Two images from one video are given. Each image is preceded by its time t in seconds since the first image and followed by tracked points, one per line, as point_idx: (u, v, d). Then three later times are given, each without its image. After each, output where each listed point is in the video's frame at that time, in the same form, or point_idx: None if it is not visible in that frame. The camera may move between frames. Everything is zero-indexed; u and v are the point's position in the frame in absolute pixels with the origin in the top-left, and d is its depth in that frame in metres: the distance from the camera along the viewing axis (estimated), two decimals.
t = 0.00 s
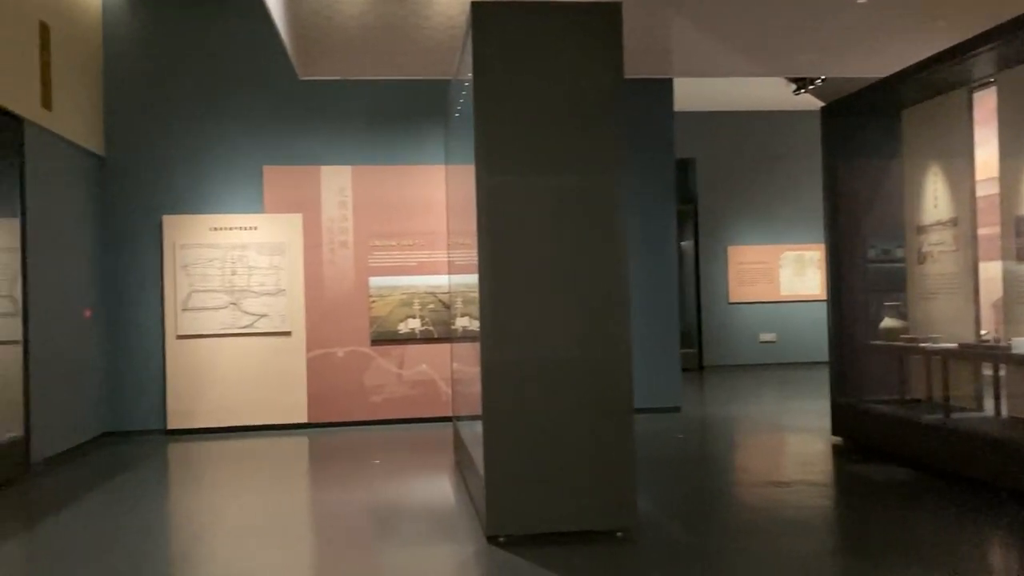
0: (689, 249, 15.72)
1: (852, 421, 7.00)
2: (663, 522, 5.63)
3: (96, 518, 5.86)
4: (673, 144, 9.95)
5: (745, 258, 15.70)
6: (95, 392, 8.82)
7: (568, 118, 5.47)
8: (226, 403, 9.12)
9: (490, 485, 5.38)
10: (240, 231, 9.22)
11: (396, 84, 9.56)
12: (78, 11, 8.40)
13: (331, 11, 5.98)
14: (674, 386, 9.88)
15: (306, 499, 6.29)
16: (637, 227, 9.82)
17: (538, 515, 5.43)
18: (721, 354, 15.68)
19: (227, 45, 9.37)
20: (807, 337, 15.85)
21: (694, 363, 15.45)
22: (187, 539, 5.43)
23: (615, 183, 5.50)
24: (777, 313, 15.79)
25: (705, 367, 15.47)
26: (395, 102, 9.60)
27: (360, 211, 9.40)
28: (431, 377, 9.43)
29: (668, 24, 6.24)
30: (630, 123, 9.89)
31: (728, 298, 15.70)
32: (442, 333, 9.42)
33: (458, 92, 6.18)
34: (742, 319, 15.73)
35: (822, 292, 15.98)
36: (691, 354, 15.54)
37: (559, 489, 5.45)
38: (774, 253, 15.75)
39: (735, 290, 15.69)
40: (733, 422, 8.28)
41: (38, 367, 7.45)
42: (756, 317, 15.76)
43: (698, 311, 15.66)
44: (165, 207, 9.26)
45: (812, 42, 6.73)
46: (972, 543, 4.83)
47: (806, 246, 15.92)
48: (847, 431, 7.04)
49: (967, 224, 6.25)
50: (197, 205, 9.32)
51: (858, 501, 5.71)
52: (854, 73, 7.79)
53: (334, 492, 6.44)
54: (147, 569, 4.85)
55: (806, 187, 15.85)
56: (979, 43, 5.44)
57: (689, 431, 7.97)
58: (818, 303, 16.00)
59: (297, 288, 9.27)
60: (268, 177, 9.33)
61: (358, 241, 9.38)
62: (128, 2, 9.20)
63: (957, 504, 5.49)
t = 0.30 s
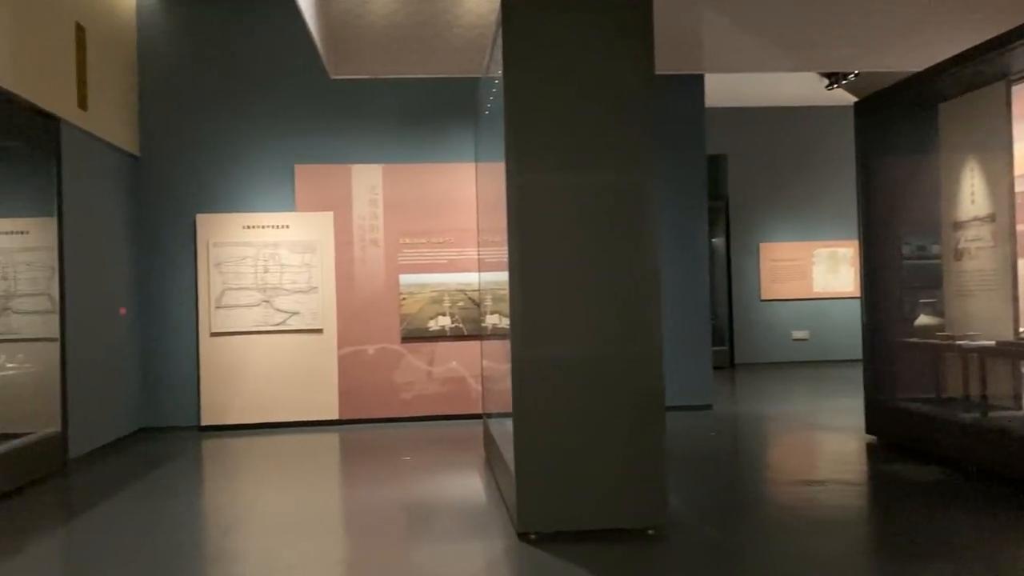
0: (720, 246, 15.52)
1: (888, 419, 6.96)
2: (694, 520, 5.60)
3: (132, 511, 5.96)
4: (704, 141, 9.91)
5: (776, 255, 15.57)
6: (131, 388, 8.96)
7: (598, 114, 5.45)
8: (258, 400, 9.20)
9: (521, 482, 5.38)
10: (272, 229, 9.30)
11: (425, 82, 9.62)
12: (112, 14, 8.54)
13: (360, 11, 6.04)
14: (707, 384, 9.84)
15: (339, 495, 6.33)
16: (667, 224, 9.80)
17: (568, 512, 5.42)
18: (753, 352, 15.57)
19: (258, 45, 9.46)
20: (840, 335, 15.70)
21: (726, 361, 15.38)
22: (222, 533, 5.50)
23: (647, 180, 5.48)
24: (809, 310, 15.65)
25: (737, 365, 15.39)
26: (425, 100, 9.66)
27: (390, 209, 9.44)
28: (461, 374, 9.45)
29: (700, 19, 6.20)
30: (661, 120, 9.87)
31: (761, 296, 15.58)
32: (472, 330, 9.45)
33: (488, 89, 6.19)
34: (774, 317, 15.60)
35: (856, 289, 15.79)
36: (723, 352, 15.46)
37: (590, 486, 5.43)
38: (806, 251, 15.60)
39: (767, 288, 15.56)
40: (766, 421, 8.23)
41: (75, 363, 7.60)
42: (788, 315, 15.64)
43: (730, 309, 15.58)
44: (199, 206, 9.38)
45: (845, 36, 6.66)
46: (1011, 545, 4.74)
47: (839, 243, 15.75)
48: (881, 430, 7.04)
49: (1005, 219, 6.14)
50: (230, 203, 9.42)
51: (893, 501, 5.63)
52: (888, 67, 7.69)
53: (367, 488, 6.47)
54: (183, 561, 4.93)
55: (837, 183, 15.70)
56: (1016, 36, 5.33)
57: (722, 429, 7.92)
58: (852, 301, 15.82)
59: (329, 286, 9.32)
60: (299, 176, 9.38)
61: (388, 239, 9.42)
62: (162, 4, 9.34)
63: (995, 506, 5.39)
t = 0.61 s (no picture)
0: (752, 244, 15.51)
1: (923, 417, 6.89)
2: (727, 518, 5.55)
3: (168, 505, 6.06)
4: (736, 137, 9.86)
5: (810, 252, 15.43)
6: (165, 384, 9.09)
7: (630, 111, 5.42)
8: (290, 397, 9.28)
9: (552, 478, 5.38)
10: (304, 228, 9.37)
11: (455, 78, 9.65)
12: (148, 16, 8.70)
13: (392, 9, 6.06)
14: (741, 382, 9.79)
15: (370, 491, 6.38)
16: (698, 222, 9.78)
17: (600, 509, 5.40)
18: (786, 351, 15.45)
19: (289, 45, 9.54)
20: (875, 333, 15.53)
21: (758, 359, 15.27)
22: (256, 526, 5.57)
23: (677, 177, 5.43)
24: (843, 308, 15.50)
25: (769, 363, 15.27)
26: (454, 97, 9.68)
27: (421, 207, 9.47)
28: (491, 371, 9.47)
29: (732, 15, 6.15)
30: (692, 117, 9.84)
31: (795, 294, 15.44)
32: (502, 327, 9.44)
33: (518, 86, 6.19)
34: (807, 314, 15.47)
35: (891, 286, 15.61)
36: (755, 350, 15.35)
37: (620, 483, 5.41)
38: (840, 248, 15.45)
39: (801, 285, 15.43)
40: (800, 419, 8.17)
41: (112, 360, 7.72)
42: (820, 313, 15.51)
43: (762, 307, 15.47)
44: (232, 204, 9.48)
45: (879, 30, 6.58)
46: None
47: (873, 240, 15.57)
48: (918, 428, 6.97)
49: None
50: (262, 202, 9.52)
51: (928, 501, 5.56)
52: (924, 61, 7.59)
53: (397, 484, 6.51)
54: (218, 554, 5.01)
55: (869, 179, 15.53)
56: None
57: (754, 428, 7.87)
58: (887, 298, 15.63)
59: (359, 284, 9.37)
60: (330, 175, 9.44)
61: (419, 237, 9.46)
62: (195, 5, 9.45)
63: None
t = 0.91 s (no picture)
0: (784, 241, 15.36)
1: (961, 417, 6.75)
2: (760, 518, 5.51)
3: (203, 500, 6.14)
4: (768, 134, 9.83)
5: (843, 249, 15.30)
6: (199, 381, 9.19)
7: (661, 108, 5.38)
8: (322, 393, 9.35)
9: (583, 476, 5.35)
10: (334, 226, 9.42)
11: (484, 76, 9.64)
12: (181, 17, 8.81)
13: (422, 8, 6.08)
14: (772, 381, 9.76)
15: (402, 487, 6.41)
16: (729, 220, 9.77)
17: (631, 507, 5.36)
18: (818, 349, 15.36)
19: (320, 44, 9.61)
20: (910, 330, 15.36)
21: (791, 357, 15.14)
22: (290, 522, 5.62)
23: (709, 176, 5.39)
24: (877, 305, 15.36)
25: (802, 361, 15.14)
26: (484, 95, 9.68)
27: (450, 205, 9.50)
28: (521, 369, 9.47)
29: (765, 10, 6.11)
30: (723, 114, 9.81)
31: (828, 290, 15.37)
32: (531, 325, 9.43)
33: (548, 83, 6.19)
34: (840, 312, 15.37)
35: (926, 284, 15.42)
36: (788, 348, 15.22)
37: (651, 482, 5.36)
38: (874, 244, 15.30)
39: (835, 282, 15.35)
40: (834, 417, 8.11)
41: (148, 356, 7.82)
42: (852, 310, 15.38)
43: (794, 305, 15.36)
44: (265, 203, 9.57)
45: (914, 24, 6.50)
46: None
47: (909, 236, 15.37)
48: (953, 428, 6.86)
49: None
50: (294, 200, 9.60)
51: (965, 502, 5.47)
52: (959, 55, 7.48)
53: (429, 481, 6.54)
54: (254, 549, 5.06)
55: (902, 176, 15.34)
56: None
57: (785, 427, 7.83)
58: (922, 296, 15.45)
59: (390, 282, 9.43)
60: (361, 173, 9.51)
61: (449, 235, 9.49)
62: (225, 7, 9.53)
63: None
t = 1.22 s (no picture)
0: (819, 238, 15.32)
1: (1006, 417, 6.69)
2: (796, 519, 5.42)
3: (240, 495, 6.21)
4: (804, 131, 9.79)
5: (880, 248, 15.12)
6: (236, 379, 9.30)
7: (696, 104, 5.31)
8: (357, 390, 9.43)
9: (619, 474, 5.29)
10: (369, 224, 9.50)
11: (518, 75, 9.66)
12: (218, 18, 8.92)
13: (456, 7, 6.10)
14: (809, 380, 9.72)
15: (437, 483, 6.46)
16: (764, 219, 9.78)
17: (666, 505, 5.29)
18: (854, 349, 15.19)
19: (355, 44, 9.68)
20: (948, 330, 15.18)
21: (827, 357, 15.02)
22: (325, 517, 5.68)
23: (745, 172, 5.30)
24: (914, 304, 15.18)
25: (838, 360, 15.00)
26: (517, 93, 9.68)
27: (483, 203, 9.52)
28: (554, 367, 9.45)
29: (803, 4, 6.05)
30: (759, 112, 9.79)
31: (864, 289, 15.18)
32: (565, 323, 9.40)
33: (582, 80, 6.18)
34: (876, 311, 15.19)
35: (965, 282, 15.19)
36: (824, 347, 15.10)
37: (686, 480, 5.29)
38: (911, 242, 15.11)
39: (871, 280, 15.15)
40: (872, 417, 8.02)
41: (186, 353, 7.95)
42: (888, 310, 15.20)
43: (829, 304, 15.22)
44: (300, 202, 9.66)
45: (954, 17, 6.40)
46: None
47: (948, 234, 15.17)
48: (997, 428, 6.79)
49: None
50: (328, 199, 9.68)
51: (1007, 504, 5.36)
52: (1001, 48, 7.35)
53: (463, 477, 6.59)
54: (291, 543, 5.12)
55: (941, 172, 15.13)
56: None
57: (821, 427, 7.76)
58: (961, 295, 15.23)
59: (423, 279, 9.49)
60: (394, 172, 9.57)
61: (482, 234, 9.51)
62: (259, 8, 9.64)
63: None
